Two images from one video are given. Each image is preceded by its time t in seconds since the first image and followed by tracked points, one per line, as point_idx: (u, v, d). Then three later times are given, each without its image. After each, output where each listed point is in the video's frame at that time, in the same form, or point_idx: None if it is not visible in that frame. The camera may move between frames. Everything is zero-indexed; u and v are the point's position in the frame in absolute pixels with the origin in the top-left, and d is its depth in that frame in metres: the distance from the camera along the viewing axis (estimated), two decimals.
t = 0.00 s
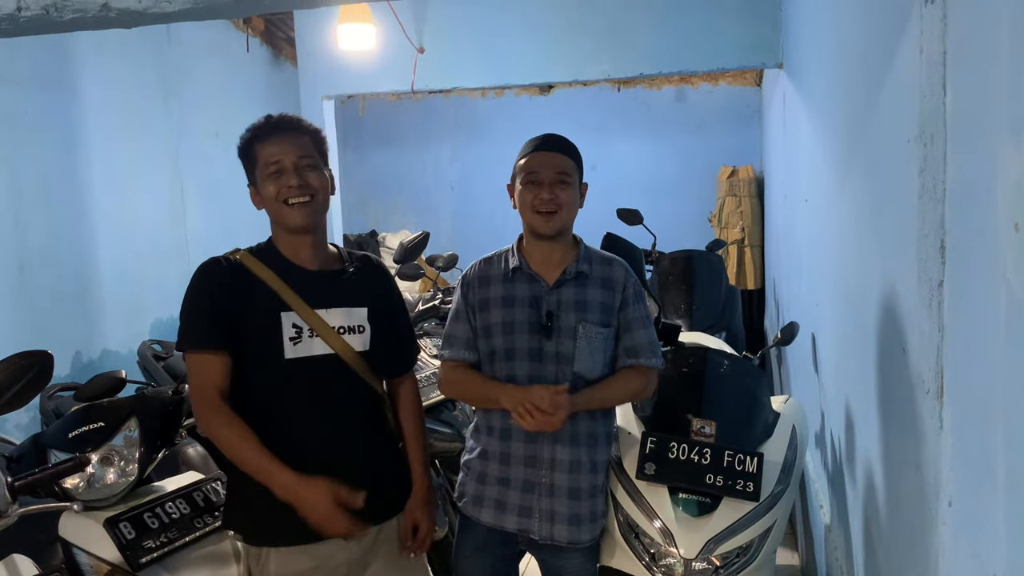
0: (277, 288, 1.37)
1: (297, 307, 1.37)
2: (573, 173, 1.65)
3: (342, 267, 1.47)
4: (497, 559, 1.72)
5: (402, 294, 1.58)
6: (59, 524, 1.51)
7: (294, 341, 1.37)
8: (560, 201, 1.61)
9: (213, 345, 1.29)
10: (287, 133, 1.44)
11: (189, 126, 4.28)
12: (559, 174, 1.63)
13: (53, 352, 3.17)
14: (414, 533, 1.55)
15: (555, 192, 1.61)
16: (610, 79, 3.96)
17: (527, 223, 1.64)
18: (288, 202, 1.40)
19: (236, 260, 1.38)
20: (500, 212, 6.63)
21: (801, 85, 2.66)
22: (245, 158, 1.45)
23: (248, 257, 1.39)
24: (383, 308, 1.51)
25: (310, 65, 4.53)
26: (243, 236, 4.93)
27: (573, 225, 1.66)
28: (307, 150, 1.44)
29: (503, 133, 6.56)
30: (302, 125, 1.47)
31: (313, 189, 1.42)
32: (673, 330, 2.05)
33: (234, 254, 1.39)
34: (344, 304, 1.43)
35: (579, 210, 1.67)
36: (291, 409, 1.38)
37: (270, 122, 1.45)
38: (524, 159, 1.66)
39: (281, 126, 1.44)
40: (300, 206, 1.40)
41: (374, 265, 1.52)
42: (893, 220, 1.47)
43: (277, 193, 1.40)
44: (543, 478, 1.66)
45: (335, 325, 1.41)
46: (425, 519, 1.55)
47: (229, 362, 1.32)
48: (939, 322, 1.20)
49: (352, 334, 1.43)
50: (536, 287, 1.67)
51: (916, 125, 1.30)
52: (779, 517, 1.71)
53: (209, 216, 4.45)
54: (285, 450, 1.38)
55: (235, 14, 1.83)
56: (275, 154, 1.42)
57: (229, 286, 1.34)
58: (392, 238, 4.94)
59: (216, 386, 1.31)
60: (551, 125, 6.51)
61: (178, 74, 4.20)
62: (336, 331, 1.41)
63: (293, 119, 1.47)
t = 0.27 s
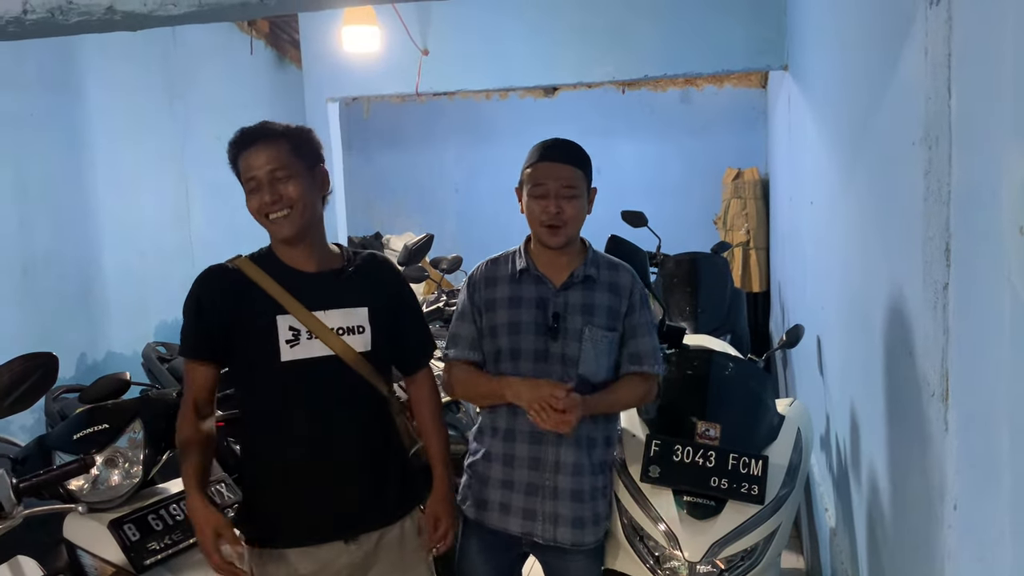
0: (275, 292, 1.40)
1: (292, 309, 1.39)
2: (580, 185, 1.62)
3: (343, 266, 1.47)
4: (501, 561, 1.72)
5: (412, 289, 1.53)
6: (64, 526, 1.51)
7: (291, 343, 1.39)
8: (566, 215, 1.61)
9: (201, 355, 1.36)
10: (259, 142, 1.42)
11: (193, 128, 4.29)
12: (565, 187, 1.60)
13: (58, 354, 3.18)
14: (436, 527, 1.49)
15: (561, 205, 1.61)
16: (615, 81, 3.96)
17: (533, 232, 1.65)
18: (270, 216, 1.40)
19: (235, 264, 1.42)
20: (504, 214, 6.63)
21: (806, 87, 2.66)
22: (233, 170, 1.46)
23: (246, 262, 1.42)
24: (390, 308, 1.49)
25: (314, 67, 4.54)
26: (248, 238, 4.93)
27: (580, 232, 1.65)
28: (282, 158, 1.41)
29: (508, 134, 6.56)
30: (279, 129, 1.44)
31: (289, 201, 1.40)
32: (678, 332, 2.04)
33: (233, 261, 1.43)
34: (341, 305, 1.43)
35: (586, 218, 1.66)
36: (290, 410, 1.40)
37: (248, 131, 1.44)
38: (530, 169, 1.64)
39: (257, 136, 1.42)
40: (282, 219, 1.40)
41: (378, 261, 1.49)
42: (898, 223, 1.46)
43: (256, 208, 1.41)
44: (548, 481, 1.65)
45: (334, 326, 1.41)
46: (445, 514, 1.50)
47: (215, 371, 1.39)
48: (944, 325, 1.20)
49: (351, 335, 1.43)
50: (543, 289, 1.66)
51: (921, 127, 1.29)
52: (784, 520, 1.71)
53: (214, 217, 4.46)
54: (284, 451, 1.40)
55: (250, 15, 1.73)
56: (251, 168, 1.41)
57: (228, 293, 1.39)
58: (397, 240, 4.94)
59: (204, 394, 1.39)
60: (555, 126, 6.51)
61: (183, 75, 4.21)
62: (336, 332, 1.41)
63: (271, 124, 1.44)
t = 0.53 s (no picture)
0: (276, 295, 1.41)
1: (293, 311, 1.40)
2: (578, 187, 1.61)
3: (344, 266, 1.46)
4: (509, 561, 1.73)
5: (417, 286, 1.51)
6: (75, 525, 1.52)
7: (293, 346, 1.41)
8: (565, 218, 1.60)
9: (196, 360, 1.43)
10: (259, 151, 1.41)
11: (202, 129, 4.31)
12: (563, 191, 1.59)
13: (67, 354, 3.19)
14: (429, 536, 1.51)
15: (559, 209, 1.60)
16: (622, 82, 3.96)
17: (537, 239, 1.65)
18: (269, 227, 1.41)
19: (238, 268, 1.44)
20: (511, 215, 6.64)
21: (814, 88, 2.65)
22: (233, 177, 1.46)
23: (249, 267, 1.44)
24: (394, 308, 1.48)
25: (323, 69, 4.57)
26: (257, 239, 4.96)
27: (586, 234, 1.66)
28: (282, 168, 1.41)
29: (514, 136, 6.57)
30: (278, 137, 1.42)
31: (291, 212, 1.40)
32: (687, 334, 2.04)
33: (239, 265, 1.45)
34: (342, 306, 1.43)
35: (589, 220, 1.65)
36: (293, 411, 1.42)
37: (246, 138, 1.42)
38: (528, 177, 1.63)
39: (256, 144, 1.41)
40: (281, 230, 1.40)
41: (381, 258, 1.49)
42: (907, 225, 1.47)
43: (257, 219, 1.40)
44: (557, 483, 1.65)
45: (337, 329, 1.42)
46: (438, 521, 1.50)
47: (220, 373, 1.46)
48: (953, 326, 1.20)
49: (355, 336, 1.43)
50: (553, 292, 1.68)
51: (930, 129, 1.29)
52: (792, 522, 1.71)
53: (223, 219, 4.48)
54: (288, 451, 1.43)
55: (262, 17, 1.72)
56: (250, 178, 1.40)
57: (230, 299, 1.42)
58: (404, 241, 4.96)
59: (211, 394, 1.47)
60: (562, 128, 6.52)
61: (192, 77, 4.22)
62: (339, 334, 1.42)
63: (270, 131, 1.43)
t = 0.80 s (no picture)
0: (283, 295, 1.42)
1: (301, 312, 1.41)
2: (583, 183, 1.62)
3: (350, 268, 1.47)
4: (517, 563, 1.73)
5: (419, 283, 1.54)
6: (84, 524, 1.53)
7: (302, 346, 1.41)
8: (571, 214, 1.61)
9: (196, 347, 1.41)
10: (282, 147, 1.42)
11: (211, 130, 4.32)
12: (567, 186, 1.60)
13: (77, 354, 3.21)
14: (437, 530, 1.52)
15: (566, 204, 1.60)
16: (631, 83, 3.96)
17: (541, 237, 1.65)
18: (291, 222, 1.41)
19: (244, 268, 1.44)
20: (518, 216, 6.65)
21: (823, 89, 2.65)
22: (245, 173, 1.45)
23: (256, 266, 1.44)
24: (397, 306, 1.49)
25: (332, 70, 4.60)
26: (266, 239, 4.97)
27: (589, 233, 1.65)
28: (305, 164, 1.43)
29: (522, 137, 6.57)
30: (298, 135, 1.45)
31: (315, 207, 1.43)
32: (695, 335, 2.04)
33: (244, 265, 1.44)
34: (352, 306, 1.44)
35: (593, 218, 1.66)
36: (303, 409, 1.42)
37: (265, 136, 1.44)
38: (533, 173, 1.64)
39: (277, 141, 1.43)
40: (304, 226, 1.42)
41: (386, 258, 1.51)
42: (917, 226, 1.46)
43: (280, 213, 1.41)
44: (564, 484, 1.65)
45: (345, 328, 1.42)
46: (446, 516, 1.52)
47: (196, 357, 1.42)
48: (963, 327, 1.19)
49: (362, 336, 1.44)
50: (557, 293, 1.67)
51: (940, 130, 1.29)
52: (801, 523, 1.71)
53: (232, 219, 4.49)
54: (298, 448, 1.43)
55: (271, 19, 1.72)
56: (272, 174, 1.42)
57: (235, 299, 1.41)
58: (412, 242, 4.96)
59: (184, 375, 1.43)
60: (569, 129, 6.52)
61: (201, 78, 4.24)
62: (347, 333, 1.42)
63: (289, 130, 1.45)
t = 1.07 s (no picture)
0: (280, 295, 1.41)
1: (303, 314, 1.40)
2: (573, 177, 1.62)
3: (348, 270, 1.48)
4: (522, 562, 1.73)
5: (412, 278, 1.56)
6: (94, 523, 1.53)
7: (306, 349, 1.41)
8: (562, 209, 1.61)
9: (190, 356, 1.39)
10: (321, 145, 1.46)
11: (220, 130, 4.34)
12: (558, 182, 1.60)
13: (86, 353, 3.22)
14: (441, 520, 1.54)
15: (556, 200, 1.60)
16: (639, 83, 3.96)
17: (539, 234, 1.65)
18: (329, 216, 1.43)
19: (242, 270, 1.43)
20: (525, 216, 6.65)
21: (831, 89, 2.64)
22: (275, 163, 1.43)
23: (253, 266, 1.43)
24: (397, 307, 1.51)
25: (339, 70, 4.61)
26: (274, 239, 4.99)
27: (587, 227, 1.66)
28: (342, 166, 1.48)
29: (529, 137, 6.58)
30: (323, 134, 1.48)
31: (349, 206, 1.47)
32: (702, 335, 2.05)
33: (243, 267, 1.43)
34: (352, 307, 1.45)
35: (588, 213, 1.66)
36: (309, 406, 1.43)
37: (296, 131, 1.45)
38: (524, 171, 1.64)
39: (311, 138, 1.45)
40: (339, 222, 1.44)
41: (380, 256, 1.53)
42: (926, 226, 1.45)
43: (318, 206, 1.42)
44: (569, 479, 1.66)
45: (346, 329, 1.43)
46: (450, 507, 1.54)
47: (198, 364, 1.40)
48: (972, 328, 1.19)
49: (364, 336, 1.45)
50: (560, 289, 1.68)
51: (950, 130, 1.28)
52: (808, 525, 1.70)
53: (241, 219, 4.51)
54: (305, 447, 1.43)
55: (281, 19, 1.73)
56: (310, 167, 1.42)
57: (232, 300, 1.40)
58: (420, 242, 4.97)
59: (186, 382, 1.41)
60: (576, 129, 6.52)
61: (210, 78, 4.25)
62: (348, 335, 1.43)
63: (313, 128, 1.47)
